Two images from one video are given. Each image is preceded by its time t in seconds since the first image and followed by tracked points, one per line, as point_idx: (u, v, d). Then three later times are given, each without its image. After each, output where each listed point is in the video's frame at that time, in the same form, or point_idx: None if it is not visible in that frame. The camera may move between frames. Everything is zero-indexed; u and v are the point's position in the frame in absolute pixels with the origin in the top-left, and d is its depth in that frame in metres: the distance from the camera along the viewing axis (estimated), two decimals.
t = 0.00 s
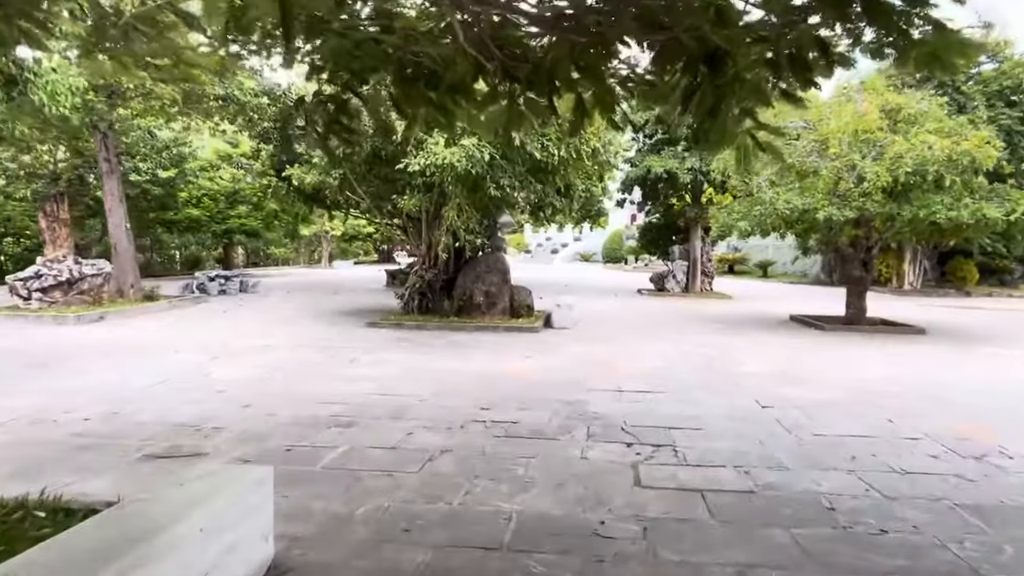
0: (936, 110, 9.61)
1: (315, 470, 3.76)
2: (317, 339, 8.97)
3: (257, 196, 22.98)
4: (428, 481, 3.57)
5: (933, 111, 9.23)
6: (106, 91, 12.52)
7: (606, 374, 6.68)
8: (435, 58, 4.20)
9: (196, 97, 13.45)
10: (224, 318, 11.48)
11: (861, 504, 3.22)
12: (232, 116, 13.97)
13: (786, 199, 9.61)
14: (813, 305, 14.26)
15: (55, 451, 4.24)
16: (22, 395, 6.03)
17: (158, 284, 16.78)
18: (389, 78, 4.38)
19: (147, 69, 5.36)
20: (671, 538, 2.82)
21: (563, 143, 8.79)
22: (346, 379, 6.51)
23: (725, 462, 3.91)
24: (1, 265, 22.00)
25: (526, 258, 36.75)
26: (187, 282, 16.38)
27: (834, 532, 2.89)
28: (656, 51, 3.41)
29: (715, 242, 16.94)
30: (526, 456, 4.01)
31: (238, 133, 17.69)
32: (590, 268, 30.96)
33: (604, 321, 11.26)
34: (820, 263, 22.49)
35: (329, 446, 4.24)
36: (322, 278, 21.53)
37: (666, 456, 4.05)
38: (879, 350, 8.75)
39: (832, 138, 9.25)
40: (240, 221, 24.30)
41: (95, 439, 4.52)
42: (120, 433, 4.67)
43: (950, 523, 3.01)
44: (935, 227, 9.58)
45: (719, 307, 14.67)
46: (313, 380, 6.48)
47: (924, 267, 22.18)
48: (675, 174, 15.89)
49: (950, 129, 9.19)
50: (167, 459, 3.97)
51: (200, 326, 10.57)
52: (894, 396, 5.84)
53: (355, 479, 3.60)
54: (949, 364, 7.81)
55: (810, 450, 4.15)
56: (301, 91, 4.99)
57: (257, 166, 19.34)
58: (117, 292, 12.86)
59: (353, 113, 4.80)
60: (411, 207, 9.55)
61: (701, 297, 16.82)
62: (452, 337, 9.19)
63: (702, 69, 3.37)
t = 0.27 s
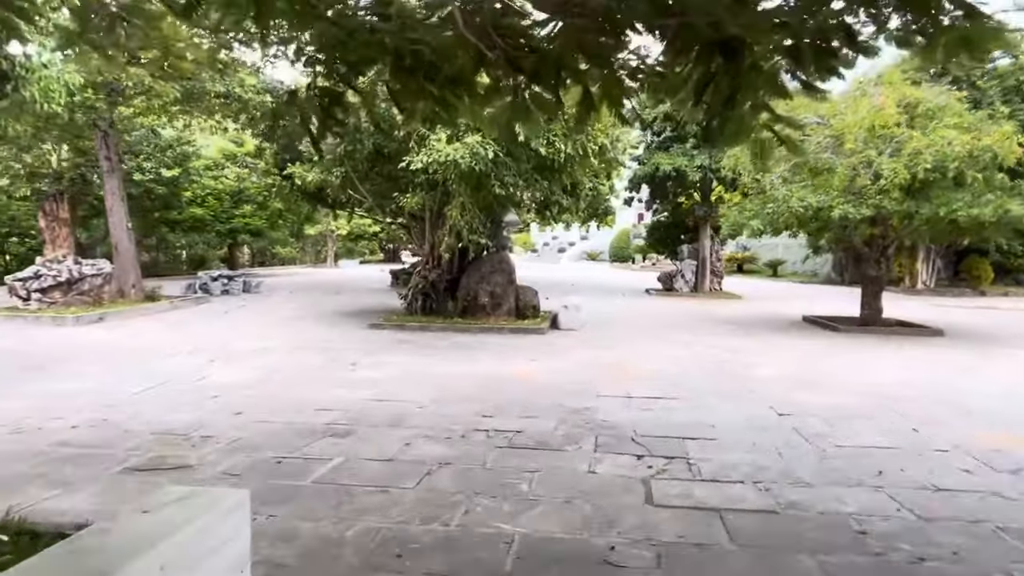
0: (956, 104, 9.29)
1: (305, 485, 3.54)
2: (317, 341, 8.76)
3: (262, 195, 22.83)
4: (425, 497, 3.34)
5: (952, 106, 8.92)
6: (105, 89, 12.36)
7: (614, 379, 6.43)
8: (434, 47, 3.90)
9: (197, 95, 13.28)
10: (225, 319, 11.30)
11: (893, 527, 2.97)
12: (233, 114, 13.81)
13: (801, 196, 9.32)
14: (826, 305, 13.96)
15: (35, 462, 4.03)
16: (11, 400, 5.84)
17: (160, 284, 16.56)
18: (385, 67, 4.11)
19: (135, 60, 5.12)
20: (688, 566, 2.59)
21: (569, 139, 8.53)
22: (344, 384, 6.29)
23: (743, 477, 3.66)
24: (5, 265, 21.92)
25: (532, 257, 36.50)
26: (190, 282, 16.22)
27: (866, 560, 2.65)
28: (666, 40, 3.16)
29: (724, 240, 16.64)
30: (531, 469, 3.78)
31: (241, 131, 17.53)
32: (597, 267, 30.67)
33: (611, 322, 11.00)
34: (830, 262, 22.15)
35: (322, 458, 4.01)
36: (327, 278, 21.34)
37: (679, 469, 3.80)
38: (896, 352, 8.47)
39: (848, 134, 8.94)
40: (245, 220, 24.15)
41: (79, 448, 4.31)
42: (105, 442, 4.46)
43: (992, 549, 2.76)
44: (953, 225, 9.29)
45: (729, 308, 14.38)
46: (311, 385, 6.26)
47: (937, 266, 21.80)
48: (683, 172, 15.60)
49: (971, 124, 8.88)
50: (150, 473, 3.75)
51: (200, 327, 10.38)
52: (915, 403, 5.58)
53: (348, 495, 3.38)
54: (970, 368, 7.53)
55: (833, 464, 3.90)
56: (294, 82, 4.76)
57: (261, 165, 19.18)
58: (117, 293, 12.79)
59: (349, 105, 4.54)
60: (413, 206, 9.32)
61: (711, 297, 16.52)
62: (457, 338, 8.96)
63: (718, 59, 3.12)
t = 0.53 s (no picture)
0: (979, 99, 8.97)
1: (304, 500, 3.32)
2: (322, 344, 8.57)
3: (269, 197, 22.72)
4: (432, 515, 3.12)
5: (976, 101, 8.61)
6: (110, 89, 12.24)
7: (628, 385, 6.19)
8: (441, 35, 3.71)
9: (202, 94, 13.16)
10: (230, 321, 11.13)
11: (942, 551, 2.72)
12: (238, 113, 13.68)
13: (819, 194, 9.05)
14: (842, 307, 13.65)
15: (23, 474, 3.83)
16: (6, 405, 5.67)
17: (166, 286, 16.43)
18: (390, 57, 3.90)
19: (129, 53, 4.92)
20: None
21: (580, 136, 8.29)
22: (348, 389, 6.08)
23: (772, 493, 3.42)
24: (13, 266, 21.90)
25: (540, 259, 36.27)
26: (195, 283, 16.07)
27: None
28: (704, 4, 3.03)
29: (736, 241, 16.35)
30: (544, 484, 3.54)
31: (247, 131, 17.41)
32: (606, 269, 30.40)
33: (622, 324, 10.74)
34: (844, 263, 21.80)
35: (324, 470, 3.80)
36: (334, 279, 21.17)
37: (703, 484, 3.56)
38: (919, 357, 8.18)
39: (868, 130, 8.64)
40: (252, 221, 24.04)
41: (70, 458, 4.11)
42: (97, 451, 4.26)
43: None
44: (978, 224, 8.99)
45: (742, 309, 14.09)
46: (314, 390, 6.05)
47: (953, 267, 21.42)
48: (695, 172, 15.32)
49: (995, 121, 8.56)
50: (141, 486, 3.55)
51: (204, 329, 10.22)
52: (946, 411, 5.31)
53: (350, 511, 3.16)
54: (999, 373, 7.24)
55: (867, 478, 3.65)
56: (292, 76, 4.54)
57: (268, 166, 19.05)
58: (122, 294, 12.91)
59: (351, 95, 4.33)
60: (420, 205, 9.10)
61: (723, 299, 16.22)
62: (464, 341, 8.74)
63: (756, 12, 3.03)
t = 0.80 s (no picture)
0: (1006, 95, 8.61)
1: (306, 522, 3.11)
2: (330, 350, 8.37)
3: (279, 200, 22.63)
4: (442, 540, 2.90)
5: (1003, 99, 8.28)
6: (116, 91, 12.14)
7: (646, 394, 5.95)
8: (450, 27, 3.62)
9: (209, 97, 13.10)
10: (236, 325, 10.95)
11: None
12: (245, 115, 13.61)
13: (841, 196, 8.78)
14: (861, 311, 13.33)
15: (13, 490, 3.64)
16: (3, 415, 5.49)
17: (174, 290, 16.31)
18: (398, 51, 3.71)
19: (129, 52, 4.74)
20: None
21: (593, 136, 8.10)
22: (355, 398, 5.87)
23: (808, 516, 3.18)
24: (23, 270, 21.86)
25: (550, 262, 36.03)
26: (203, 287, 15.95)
27: None
28: None
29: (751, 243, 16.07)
30: (562, 505, 3.32)
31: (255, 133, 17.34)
32: (617, 272, 30.12)
33: (636, 329, 10.49)
34: (860, 265, 21.44)
35: (327, 487, 3.59)
36: (342, 283, 21.02)
37: (733, 505, 3.32)
38: (946, 363, 7.88)
39: (891, 129, 8.33)
40: (261, 224, 23.94)
41: (63, 473, 3.92)
42: (92, 465, 4.06)
43: None
44: (1006, 226, 8.67)
45: (758, 314, 13.80)
46: (320, 399, 5.85)
47: (972, 270, 21.01)
48: (709, 174, 15.04)
49: None
50: (134, 505, 3.35)
51: (211, 334, 10.05)
52: (984, 423, 5.03)
53: (355, 535, 2.95)
54: None
55: (909, 500, 3.40)
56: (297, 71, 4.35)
57: (277, 169, 18.97)
58: (130, 298, 12.96)
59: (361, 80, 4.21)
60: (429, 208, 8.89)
61: (737, 303, 15.92)
62: (475, 347, 8.52)
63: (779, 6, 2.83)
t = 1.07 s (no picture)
0: None
1: (306, 545, 2.92)
2: (338, 354, 8.20)
3: (290, 202, 22.57)
4: (452, 566, 2.70)
5: None
6: (125, 93, 12.08)
7: (664, 404, 5.71)
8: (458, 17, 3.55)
9: (217, 97, 12.79)
10: (245, 329, 10.82)
11: None
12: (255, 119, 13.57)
13: (864, 196, 8.51)
14: (882, 315, 13.00)
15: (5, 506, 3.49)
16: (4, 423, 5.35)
17: (183, 293, 16.25)
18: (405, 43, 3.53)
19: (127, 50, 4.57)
20: None
21: (609, 136, 7.94)
22: (362, 406, 5.69)
23: (845, 542, 2.94)
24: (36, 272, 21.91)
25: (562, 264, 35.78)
26: (213, 290, 15.88)
27: None
28: None
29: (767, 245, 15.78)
30: (579, 527, 3.10)
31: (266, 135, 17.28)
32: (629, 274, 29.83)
33: (651, 333, 10.24)
34: (878, 267, 21.05)
35: (329, 505, 3.39)
36: (353, 285, 20.90)
37: (763, 528, 3.09)
38: (976, 370, 7.58)
39: (917, 127, 7.84)
40: (272, 226, 23.87)
41: (58, 487, 3.76)
42: (88, 478, 3.90)
43: None
44: None
45: (775, 317, 13.52)
46: (326, 407, 5.67)
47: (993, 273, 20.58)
48: (723, 175, 14.74)
49: None
50: (128, 524, 3.18)
51: (219, 337, 9.93)
52: None
53: (358, 561, 2.76)
54: None
55: (953, 523, 3.16)
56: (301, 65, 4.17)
57: (287, 171, 18.90)
58: (139, 302, 12.96)
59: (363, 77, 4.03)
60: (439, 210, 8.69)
61: (754, 306, 15.61)
62: (486, 352, 8.32)
63: None
